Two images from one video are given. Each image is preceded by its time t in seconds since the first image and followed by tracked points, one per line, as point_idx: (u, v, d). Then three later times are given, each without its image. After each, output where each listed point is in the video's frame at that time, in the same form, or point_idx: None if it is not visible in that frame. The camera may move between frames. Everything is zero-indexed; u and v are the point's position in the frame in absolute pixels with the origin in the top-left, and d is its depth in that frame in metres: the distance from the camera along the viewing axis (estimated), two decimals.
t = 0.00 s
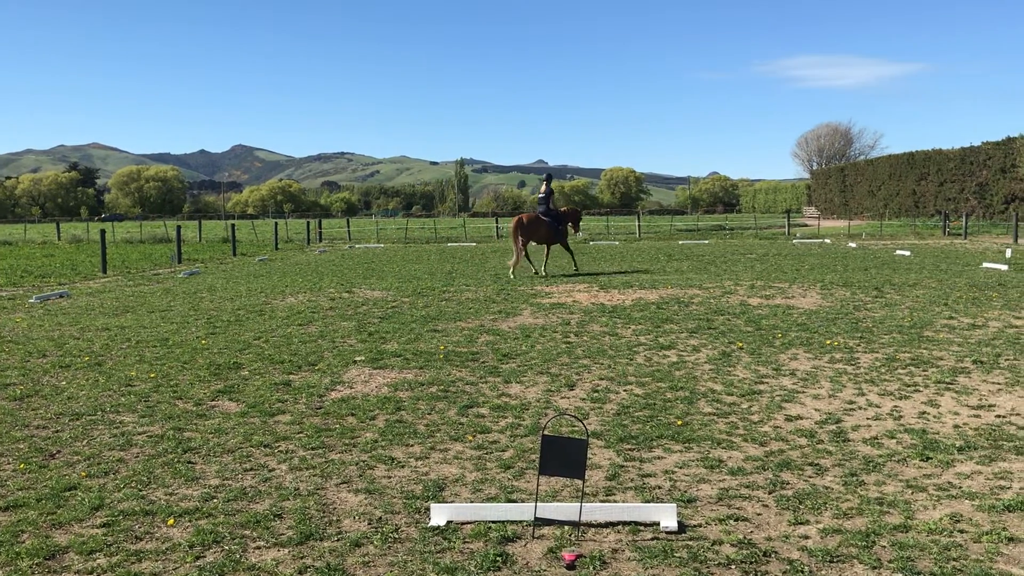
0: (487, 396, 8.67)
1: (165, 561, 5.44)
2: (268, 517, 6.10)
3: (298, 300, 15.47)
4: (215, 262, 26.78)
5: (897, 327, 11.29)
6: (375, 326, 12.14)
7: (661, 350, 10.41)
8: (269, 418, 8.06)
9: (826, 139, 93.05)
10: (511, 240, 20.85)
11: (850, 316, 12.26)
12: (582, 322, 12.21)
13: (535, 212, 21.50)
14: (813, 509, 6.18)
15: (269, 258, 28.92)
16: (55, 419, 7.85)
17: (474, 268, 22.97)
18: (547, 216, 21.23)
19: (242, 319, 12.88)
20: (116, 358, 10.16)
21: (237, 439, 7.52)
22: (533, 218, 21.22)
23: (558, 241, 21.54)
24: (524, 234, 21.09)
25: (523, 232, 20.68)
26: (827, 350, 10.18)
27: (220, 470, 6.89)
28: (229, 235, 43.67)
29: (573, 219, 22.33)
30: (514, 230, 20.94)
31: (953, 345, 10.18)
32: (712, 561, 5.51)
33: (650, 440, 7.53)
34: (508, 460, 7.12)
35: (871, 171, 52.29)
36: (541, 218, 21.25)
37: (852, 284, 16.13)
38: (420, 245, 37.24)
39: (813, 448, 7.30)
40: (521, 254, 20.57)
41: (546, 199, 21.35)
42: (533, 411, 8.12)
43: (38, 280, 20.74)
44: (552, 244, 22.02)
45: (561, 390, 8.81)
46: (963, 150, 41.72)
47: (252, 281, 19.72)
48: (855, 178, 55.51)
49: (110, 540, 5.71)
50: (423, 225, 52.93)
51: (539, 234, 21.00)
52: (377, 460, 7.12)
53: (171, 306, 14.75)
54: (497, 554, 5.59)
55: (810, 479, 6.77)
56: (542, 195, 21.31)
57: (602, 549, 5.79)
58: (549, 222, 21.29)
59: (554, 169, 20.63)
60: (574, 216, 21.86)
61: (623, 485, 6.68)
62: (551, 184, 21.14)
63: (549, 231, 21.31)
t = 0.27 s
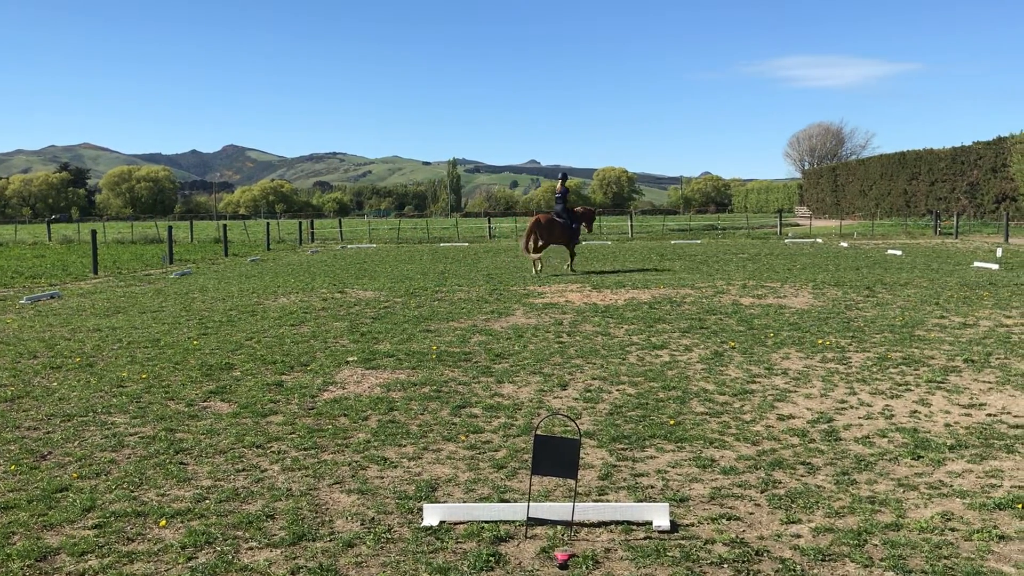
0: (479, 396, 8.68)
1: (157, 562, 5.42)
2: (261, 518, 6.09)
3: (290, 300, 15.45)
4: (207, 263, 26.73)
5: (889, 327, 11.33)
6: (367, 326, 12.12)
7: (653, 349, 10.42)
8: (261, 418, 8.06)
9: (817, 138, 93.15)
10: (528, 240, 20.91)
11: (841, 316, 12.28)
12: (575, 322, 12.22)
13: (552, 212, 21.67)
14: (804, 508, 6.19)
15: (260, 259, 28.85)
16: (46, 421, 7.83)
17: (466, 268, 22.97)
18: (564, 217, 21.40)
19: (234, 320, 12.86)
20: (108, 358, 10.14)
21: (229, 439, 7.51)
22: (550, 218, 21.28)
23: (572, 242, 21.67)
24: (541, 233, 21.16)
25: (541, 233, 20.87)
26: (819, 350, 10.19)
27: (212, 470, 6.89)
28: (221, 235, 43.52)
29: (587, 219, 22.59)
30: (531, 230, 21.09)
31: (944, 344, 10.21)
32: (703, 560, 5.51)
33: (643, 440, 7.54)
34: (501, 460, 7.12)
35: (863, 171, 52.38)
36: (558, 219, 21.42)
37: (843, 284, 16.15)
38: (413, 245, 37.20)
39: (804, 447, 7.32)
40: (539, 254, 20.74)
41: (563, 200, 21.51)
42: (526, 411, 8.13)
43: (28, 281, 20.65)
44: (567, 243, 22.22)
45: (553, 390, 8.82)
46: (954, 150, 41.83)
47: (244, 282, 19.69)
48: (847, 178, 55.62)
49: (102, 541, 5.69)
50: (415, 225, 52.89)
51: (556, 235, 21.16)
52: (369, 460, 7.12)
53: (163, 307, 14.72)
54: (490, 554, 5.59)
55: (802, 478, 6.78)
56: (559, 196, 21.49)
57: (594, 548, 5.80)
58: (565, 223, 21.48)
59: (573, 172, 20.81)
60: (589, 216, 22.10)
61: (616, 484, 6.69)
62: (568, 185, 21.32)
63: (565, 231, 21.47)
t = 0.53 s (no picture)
0: (471, 396, 8.68)
1: (147, 563, 5.41)
2: (252, 519, 6.08)
3: (281, 301, 15.43)
4: (198, 263, 26.65)
5: (879, 326, 11.37)
6: (359, 327, 12.12)
7: (644, 349, 10.44)
8: (252, 419, 8.04)
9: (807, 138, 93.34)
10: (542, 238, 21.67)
11: (832, 315, 12.33)
12: (566, 322, 12.24)
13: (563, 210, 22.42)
14: (795, 507, 6.21)
15: (250, 259, 28.78)
16: (36, 422, 7.80)
17: (458, 268, 22.98)
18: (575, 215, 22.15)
19: (225, 321, 12.84)
20: (98, 359, 10.11)
21: (219, 440, 7.49)
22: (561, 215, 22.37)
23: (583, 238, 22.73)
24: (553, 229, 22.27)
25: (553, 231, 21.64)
26: (809, 349, 10.23)
27: (203, 471, 6.87)
28: (212, 235, 43.38)
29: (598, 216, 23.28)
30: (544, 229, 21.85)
31: (933, 344, 10.26)
32: (695, 559, 5.52)
33: (634, 439, 7.56)
34: (493, 460, 7.13)
35: (853, 171, 52.55)
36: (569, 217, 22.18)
37: (834, 284, 16.22)
38: (404, 246, 37.17)
39: (795, 446, 7.35)
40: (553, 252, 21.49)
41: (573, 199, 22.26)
42: (517, 411, 8.14)
43: (17, 281, 20.54)
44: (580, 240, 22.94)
45: (545, 390, 8.83)
46: (943, 150, 42.02)
47: (234, 282, 19.65)
48: (838, 178, 55.84)
49: (92, 542, 5.67)
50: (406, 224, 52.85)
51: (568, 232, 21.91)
52: (361, 461, 7.12)
53: (153, 307, 14.68)
54: (482, 554, 5.59)
55: (792, 477, 6.81)
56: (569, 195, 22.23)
57: (586, 548, 5.81)
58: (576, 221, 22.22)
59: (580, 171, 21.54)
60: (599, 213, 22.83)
61: (607, 484, 6.70)
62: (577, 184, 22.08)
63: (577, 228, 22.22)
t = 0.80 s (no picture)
0: (460, 397, 8.67)
1: (134, 566, 5.38)
2: (240, 521, 6.06)
3: (269, 302, 15.38)
4: (186, 265, 26.54)
5: (866, 326, 11.43)
6: (347, 328, 12.09)
7: (633, 350, 10.46)
8: (240, 420, 8.02)
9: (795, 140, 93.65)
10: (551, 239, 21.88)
11: (820, 316, 12.38)
12: (556, 323, 12.25)
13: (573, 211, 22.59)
14: (783, 507, 6.23)
15: (238, 260, 28.67)
16: (22, 424, 7.75)
17: (447, 269, 22.97)
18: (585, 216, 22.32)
19: (212, 322, 12.79)
20: (84, 361, 10.05)
21: (207, 442, 7.47)
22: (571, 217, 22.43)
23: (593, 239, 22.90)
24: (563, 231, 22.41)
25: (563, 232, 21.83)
26: (797, 350, 10.27)
27: (191, 473, 6.85)
28: (200, 236, 43.20)
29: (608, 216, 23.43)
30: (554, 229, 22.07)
31: (921, 344, 10.31)
32: (683, 559, 5.53)
33: (623, 440, 7.57)
34: (481, 461, 7.13)
35: (841, 172, 52.79)
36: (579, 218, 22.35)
37: (822, 284, 16.29)
38: (393, 247, 37.12)
39: (783, 447, 7.37)
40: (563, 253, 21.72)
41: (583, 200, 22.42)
42: (506, 412, 8.14)
43: (3, 283, 20.39)
44: (590, 241, 23.12)
45: (534, 391, 8.84)
46: (931, 151, 42.26)
47: (222, 283, 19.58)
48: (826, 179, 56.09)
49: (78, 545, 5.64)
50: (395, 225, 52.80)
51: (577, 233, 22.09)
52: (349, 462, 7.11)
53: (140, 309, 14.61)
54: (470, 556, 5.59)
55: (780, 477, 6.83)
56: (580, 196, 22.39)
57: (574, 549, 5.81)
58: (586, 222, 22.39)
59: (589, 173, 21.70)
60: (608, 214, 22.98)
61: (596, 484, 6.70)
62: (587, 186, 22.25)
63: (586, 229, 22.41)
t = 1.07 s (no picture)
0: (449, 398, 8.68)
1: (121, 568, 5.35)
2: (227, 522, 6.04)
3: (257, 303, 15.32)
4: (173, 265, 26.41)
5: (853, 327, 11.48)
6: (336, 329, 12.08)
7: (622, 350, 10.49)
8: (227, 422, 8.00)
9: (784, 141, 94.06)
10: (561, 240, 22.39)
11: (807, 316, 12.44)
12: (545, 323, 12.26)
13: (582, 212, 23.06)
14: (771, 508, 6.25)
15: (225, 261, 28.56)
16: (7, 426, 7.70)
17: (436, 270, 22.97)
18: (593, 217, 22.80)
19: (200, 323, 12.74)
20: (70, 362, 10.00)
21: (195, 443, 7.44)
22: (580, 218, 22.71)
23: (600, 241, 23.26)
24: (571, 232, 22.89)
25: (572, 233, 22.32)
26: (785, 350, 10.31)
27: (178, 475, 6.82)
28: (188, 237, 43.02)
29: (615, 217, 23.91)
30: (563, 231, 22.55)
31: (907, 344, 10.37)
32: (671, 560, 5.55)
33: (612, 440, 7.59)
34: (470, 462, 7.13)
35: (829, 173, 53.05)
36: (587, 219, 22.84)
37: (809, 285, 16.37)
38: (381, 247, 37.07)
39: (771, 447, 7.40)
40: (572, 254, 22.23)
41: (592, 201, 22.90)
42: (495, 413, 8.14)
43: None
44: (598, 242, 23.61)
45: (522, 392, 8.84)
46: (917, 153, 42.56)
47: (210, 284, 19.50)
48: (813, 180, 56.37)
49: (64, 547, 5.61)
50: (384, 226, 52.74)
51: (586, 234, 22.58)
52: (338, 463, 7.10)
53: (127, 310, 14.54)
54: (459, 557, 5.58)
55: (768, 477, 6.85)
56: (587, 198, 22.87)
57: (563, 549, 5.81)
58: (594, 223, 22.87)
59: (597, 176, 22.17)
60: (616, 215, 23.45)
61: (585, 485, 6.71)
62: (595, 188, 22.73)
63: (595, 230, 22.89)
